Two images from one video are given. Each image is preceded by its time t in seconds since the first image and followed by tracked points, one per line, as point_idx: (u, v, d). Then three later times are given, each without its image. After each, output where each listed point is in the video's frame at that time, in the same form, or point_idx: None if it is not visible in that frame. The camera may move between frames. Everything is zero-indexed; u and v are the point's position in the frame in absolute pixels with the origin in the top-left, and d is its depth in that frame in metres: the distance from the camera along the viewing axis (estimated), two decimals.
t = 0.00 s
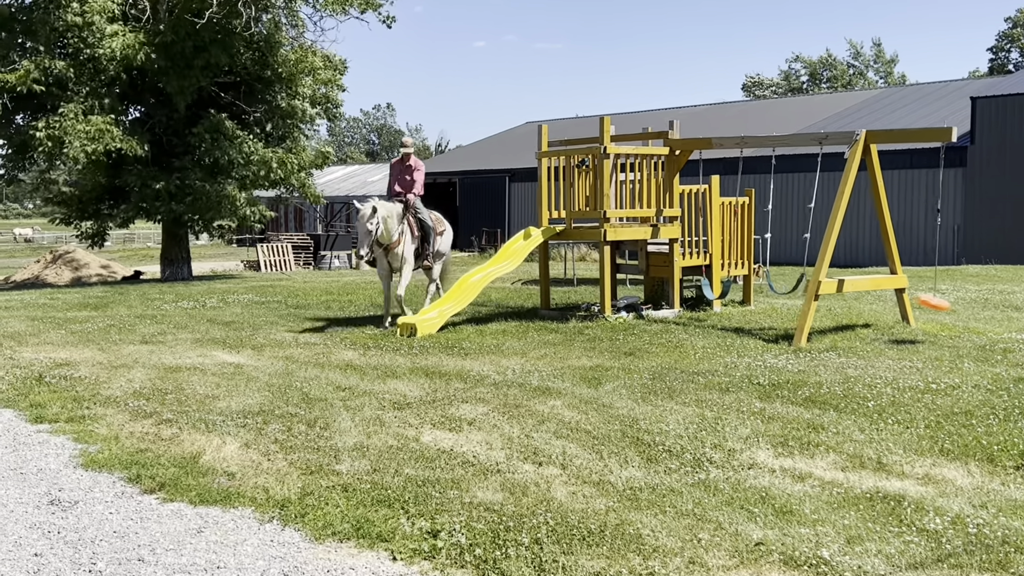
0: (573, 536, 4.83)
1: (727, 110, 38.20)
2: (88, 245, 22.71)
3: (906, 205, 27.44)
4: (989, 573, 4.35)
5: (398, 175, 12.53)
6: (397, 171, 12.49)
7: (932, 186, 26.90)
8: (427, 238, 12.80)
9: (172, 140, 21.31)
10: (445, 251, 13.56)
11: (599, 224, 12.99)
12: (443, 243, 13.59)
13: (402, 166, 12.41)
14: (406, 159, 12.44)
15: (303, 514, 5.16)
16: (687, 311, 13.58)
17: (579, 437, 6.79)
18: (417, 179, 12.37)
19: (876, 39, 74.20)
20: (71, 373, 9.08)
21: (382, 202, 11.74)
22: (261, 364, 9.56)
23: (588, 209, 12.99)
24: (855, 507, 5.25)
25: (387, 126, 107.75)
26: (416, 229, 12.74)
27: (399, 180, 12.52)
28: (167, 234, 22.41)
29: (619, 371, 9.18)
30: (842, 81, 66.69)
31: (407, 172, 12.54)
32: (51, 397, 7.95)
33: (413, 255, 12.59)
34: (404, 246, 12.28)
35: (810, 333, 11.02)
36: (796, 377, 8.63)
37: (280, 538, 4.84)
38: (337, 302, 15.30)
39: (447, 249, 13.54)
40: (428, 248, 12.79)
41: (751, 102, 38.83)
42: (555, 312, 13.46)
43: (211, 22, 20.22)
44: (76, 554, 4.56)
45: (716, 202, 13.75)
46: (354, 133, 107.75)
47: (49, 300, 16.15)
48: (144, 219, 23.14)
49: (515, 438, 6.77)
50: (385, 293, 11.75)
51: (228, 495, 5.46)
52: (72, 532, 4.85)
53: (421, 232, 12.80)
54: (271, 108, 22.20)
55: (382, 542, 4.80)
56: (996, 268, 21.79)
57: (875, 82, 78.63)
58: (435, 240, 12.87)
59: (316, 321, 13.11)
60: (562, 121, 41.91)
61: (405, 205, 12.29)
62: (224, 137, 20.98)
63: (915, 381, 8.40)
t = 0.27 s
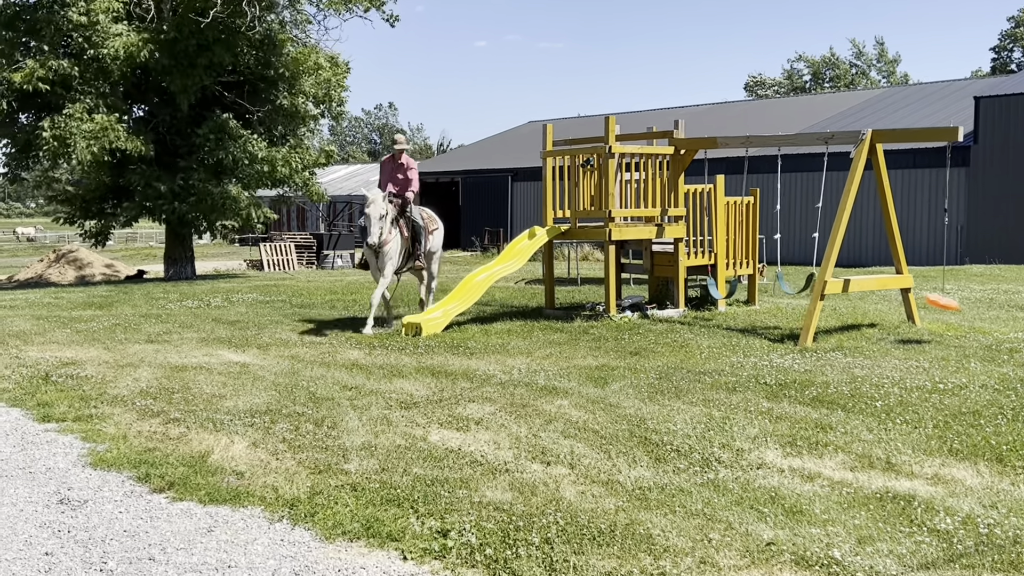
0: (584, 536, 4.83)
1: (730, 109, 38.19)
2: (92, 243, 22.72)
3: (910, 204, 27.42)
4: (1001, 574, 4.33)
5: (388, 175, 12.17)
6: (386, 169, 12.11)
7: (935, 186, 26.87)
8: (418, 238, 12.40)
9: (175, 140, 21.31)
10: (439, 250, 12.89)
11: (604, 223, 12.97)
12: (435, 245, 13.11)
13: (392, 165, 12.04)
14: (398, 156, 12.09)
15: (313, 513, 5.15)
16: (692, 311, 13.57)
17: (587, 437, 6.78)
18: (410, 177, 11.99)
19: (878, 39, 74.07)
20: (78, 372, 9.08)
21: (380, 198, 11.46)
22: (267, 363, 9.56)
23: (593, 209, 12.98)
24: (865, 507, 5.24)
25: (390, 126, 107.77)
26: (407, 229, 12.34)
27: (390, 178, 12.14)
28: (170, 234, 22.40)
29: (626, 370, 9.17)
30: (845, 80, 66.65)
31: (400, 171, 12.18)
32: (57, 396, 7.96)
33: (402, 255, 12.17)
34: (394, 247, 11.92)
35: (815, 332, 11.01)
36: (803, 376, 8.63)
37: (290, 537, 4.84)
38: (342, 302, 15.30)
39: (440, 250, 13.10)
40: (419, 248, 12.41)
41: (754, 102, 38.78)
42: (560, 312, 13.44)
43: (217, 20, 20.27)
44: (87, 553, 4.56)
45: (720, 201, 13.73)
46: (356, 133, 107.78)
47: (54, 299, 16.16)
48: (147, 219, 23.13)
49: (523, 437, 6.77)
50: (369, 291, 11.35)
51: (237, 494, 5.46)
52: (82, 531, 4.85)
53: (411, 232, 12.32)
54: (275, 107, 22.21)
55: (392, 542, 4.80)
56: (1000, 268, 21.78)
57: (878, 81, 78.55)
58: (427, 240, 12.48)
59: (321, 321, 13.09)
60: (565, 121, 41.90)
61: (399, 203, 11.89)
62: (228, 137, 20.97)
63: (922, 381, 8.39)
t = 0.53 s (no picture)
0: (587, 535, 4.82)
1: (729, 108, 38.20)
2: (91, 242, 22.71)
3: (909, 204, 27.43)
4: (1005, 573, 4.33)
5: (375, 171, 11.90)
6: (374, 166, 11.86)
7: (935, 185, 26.88)
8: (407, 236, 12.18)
9: (175, 139, 21.29)
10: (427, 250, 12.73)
11: (605, 222, 12.96)
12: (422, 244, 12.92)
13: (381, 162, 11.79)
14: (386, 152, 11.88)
15: (316, 512, 5.15)
16: (693, 310, 13.56)
17: (590, 436, 6.78)
18: (400, 173, 11.79)
19: (878, 38, 74.04)
20: (79, 371, 9.07)
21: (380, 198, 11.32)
22: (268, 362, 9.55)
23: (594, 208, 12.97)
24: (869, 506, 5.24)
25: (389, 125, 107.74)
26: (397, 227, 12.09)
27: (378, 175, 11.88)
28: (170, 233, 22.39)
29: (627, 370, 9.17)
30: (844, 79, 66.67)
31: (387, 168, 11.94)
32: (59, 395, 7.95)
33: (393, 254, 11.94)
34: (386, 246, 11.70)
35: (816, 331, 11.00)
36: (804, 376, 8.63)
37: (293, 536, 4.84)
38: (342, 301, 15.29)
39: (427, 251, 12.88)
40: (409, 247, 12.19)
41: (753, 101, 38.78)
42: (560, 311, 13.43)
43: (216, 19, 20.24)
44: (91, 552, 4.56)
45: (721, 200, 13.72)
46: (355, 132, 107.73)
47: (54, 298, 16.15)
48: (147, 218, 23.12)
49: (525, 436, 6.77)
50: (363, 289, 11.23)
51: (240, 493, 5.45)
52: (86, 530, 4.84)
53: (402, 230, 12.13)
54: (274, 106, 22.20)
55: (396, 541, 4.80)
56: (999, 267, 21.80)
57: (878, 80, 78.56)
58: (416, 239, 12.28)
59: (321, 320, 13.09)
60: (565, 120, 41.90)
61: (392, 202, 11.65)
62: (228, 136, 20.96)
63: (924, 380, 8.39)
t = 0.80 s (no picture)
0: (583, 533, 4.83)
1: (726, 107, 38.23)
2: (87, 240, 22.66)
3: (905, 203, 27.47)
4: (1000, 570, 4.34)
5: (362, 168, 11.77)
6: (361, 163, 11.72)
7: (932, 184, 26.92)
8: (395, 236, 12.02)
9: (171, 138, 21.25)
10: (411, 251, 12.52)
11: (601, 221, 12.97)
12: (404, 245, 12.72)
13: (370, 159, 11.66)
14: (373, 150, 11.75)
15: (312, 511, 5.15)
16: (689, 309, 13.58)
17: (586, 434, 6.78)
18: (389, 171, 11.75)
19: (873, 37, 74.03)
20: (74, 370, 9.05)
21: (374, 198, 11.27)
22: (264, 361, 9.55)
23: (590, 207, 12.98)
24: (864, 504, 5.25)
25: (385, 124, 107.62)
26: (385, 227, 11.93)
27: (365, 172, 11.76)
28: (166, 232, 22.37)
29: (623, 368, 9.17)
30: (841, 78, 66.71)
31: (374, 165, 11.83)
32: (55, 393, 7.94)
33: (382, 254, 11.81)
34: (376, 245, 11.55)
35: (812, 330, 11.02)
36: (800, 374, 8.64)
37: (290, 534, 4.84)
38: (338, 299, 15.29)
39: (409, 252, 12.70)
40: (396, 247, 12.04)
41: (750, 100, 38.79)
42: (557, 310, 13.44)
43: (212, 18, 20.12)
44: (86, 551, 4.55)
45: (717, 199, 13.74)
46: (351, 131, 107.64)
47: (50, 297, 16.13)
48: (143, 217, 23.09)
49: (521, 435, 6.77)
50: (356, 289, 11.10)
51: (236, 491, 5.45)
52: (81, 529, 4.84)
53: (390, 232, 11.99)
54: (270, 105, 22.16)
55: (392, 539, 4.80)
56: (995, 266, 21.83)
57: (874, 79, 78.63)
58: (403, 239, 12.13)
59: (317, 318, 13.09)
60: (561, 119, 41.91)
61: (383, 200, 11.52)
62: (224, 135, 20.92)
63: (920, 378, 8.40)
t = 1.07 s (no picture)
0: (574, 532, 4.83)
1: (718, 106, 38.28)
2: (78, 240, 22.59)
3: (897, 202, 27.55)
4: (988, 567, 4.36)
5: (347, 163, 11.78)
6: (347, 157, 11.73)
7: (923, 183, 27.01)
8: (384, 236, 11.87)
9: (162, 137, 21.19)
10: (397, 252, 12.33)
11: (594, 220, 12.99)
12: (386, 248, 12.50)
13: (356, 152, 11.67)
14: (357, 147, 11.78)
15: (302, 509, 5.15)
16: (681, 307, 13.61)
17: (577, 433, 6.79)
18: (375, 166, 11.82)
19: (865, 36, 74.22)
20: (64, 369, 9.02)
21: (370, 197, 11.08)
22: (255, 360, 9.54)
23: (582, 206, 13.00)
24: (854, 502, 5.27)
25: (377, 122, 107.44)
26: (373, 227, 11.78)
27: (351, 167, 11.77)
28: (158, 231, 22.30)
29: (614, 367, 9.18)
30: (832, 77, 66.87)
31: (359, 160, 11.88)
32: (45, 392, 7.91)
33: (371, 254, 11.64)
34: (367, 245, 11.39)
35: (803, 329, 11.04)
36: (791, 372, 8.67)
37: (280, 533, 4.84)
38: (331, 298, 15.27)
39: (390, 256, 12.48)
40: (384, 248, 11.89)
41: (742, 99, 38.84)
42: (549, 308, 13.45)
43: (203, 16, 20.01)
44: (75, 550, 4.54)
45: (709, 198, 13.78)
46: (344, 129, 107.52)
47: (41, 295, 16.07)
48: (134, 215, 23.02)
49: (512, 434, 6.77)
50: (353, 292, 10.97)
51: (226, 490, 5.44)
52: (71, 528, 4.83)
53: (378, 230, 11.84)
54: (262, 103, 22.10)
55: (382, 538, 4.80)
56: (986, 264, 21.90)
57: (865, 78, 78.85)
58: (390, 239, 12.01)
59: (309, 317, 13.08)
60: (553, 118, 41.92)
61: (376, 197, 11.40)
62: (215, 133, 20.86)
63: (909, 377, 8.43)
